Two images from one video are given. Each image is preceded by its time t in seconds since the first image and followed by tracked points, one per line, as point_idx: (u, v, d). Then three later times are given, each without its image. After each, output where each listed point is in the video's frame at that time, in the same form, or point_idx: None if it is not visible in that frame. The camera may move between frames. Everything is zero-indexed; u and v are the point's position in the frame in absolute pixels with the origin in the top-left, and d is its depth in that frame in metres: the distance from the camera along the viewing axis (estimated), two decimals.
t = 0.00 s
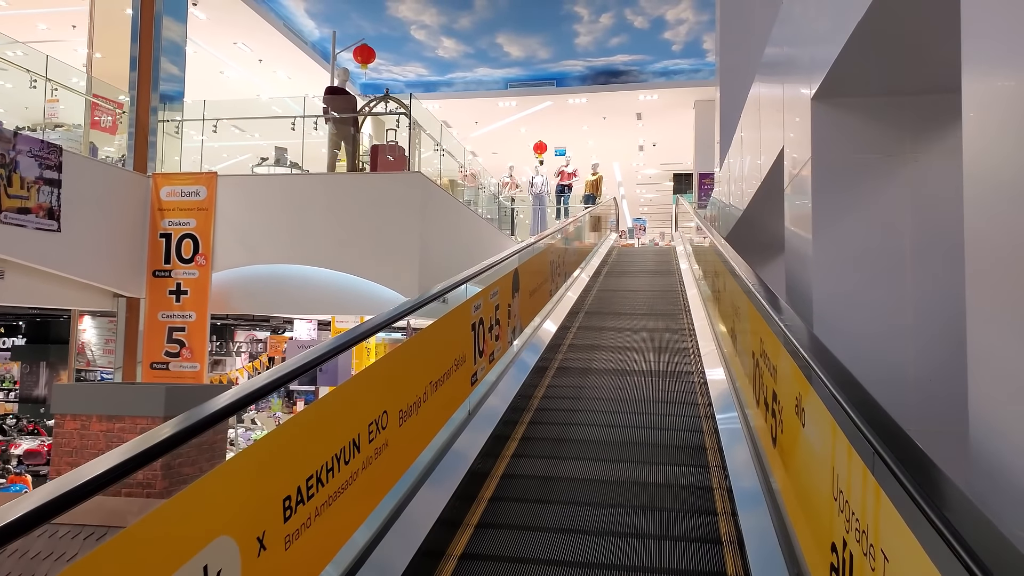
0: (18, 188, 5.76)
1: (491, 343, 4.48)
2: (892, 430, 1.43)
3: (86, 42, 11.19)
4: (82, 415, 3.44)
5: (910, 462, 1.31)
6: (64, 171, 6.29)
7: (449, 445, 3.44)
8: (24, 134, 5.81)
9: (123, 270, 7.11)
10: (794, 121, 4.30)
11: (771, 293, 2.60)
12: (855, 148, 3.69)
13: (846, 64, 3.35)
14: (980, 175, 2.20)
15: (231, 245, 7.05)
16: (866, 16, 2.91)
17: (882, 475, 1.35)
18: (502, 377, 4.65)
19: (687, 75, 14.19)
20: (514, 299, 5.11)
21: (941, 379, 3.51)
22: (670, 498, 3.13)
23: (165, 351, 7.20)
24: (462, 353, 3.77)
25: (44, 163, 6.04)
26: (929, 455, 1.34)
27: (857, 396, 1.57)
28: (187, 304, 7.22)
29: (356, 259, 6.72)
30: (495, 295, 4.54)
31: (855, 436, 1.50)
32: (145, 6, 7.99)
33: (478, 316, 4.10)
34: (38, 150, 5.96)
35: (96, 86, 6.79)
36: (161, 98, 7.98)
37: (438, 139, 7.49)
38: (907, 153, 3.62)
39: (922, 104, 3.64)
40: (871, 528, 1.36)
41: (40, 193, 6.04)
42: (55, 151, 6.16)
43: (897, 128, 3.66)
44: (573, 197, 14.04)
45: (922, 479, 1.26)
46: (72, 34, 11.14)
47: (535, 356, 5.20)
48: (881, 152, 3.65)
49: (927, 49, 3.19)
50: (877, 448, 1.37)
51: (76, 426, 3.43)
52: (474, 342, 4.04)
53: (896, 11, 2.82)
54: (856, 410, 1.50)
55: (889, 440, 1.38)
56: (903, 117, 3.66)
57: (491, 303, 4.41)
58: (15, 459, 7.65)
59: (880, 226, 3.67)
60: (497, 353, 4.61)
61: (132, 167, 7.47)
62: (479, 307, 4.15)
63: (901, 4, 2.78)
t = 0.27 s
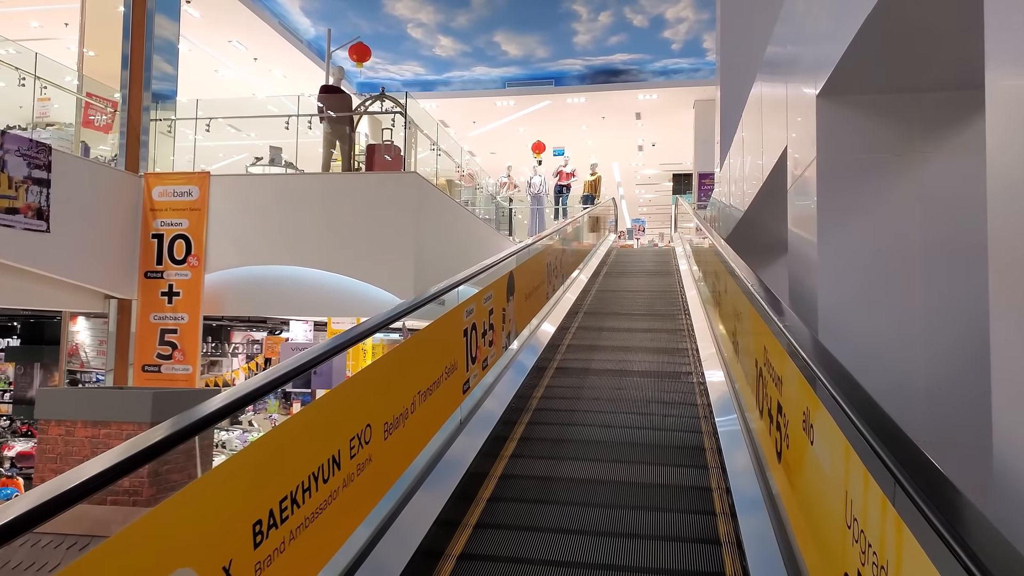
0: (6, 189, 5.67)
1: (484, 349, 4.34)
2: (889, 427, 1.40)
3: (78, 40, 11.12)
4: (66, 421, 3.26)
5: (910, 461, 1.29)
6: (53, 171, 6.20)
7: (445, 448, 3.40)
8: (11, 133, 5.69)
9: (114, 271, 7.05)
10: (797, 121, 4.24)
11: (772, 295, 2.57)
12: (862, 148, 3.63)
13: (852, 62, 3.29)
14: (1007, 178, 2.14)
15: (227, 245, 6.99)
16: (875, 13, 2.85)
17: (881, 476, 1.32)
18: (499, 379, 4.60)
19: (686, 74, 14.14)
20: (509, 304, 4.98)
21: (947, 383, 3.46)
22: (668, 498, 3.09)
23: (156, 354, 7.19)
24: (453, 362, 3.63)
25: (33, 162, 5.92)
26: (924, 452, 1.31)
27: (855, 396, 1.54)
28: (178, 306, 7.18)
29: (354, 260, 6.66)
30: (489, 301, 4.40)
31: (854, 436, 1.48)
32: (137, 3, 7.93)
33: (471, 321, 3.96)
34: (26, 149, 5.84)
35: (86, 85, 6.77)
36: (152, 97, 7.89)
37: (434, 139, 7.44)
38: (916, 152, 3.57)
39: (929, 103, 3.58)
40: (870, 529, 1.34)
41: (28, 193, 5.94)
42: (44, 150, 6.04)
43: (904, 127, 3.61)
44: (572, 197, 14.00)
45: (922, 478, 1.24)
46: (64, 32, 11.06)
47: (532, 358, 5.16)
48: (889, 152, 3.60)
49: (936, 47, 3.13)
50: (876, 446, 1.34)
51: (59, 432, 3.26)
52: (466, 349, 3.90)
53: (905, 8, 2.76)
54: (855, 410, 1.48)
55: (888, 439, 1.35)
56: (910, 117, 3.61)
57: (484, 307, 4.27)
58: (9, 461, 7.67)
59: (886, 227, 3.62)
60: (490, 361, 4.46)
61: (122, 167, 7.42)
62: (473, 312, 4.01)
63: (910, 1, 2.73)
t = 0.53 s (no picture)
0: None
1: (477, 356, 4.20)
2: (891, 431, 1.40)
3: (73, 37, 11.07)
4: (51, 425, 3.20)
5: (911, 464, 1.29)
6: (42, 169, 6.16)
7: (442, 450, 3.37)
8: None
9: (106, 272, 7.00)
10: (800, 120, 4.19)
11: (773, 298, 2.54)
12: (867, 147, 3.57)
13: (858, 61, 3.23)
14: None
15: (224, 244, 6.94)
16: (882, 10, 2.79)
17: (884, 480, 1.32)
18: (497, 380, 4.56)
19: (686, 73, 14.10)
20: (503, 307, 4.87)
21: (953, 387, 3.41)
22: (667, 498, 3.07)
23: (149, 355, 7.16)
24: (444, 370, 3.49)
25: (21, 161, 5.89)
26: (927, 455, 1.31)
27: (858, 401, 1.54)
28: (171, 306, 7.14)
29: (352, 260, 6.61)
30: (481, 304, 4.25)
31: (857, 440, 1.48)
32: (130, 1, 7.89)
33: (461, 326, 3.82)
34: (14, 147, 5.82)
35: (76, 83, 6.67)
36: (145, 93, 7.85)
37: (431, 138, 7.39)
38: (926, 153, 3.51)
39: (936, 103, 3.53)
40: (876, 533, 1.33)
41: (17, 192, 5.91)
42: (32, 148, 6.02)
43: (914, 127, 3.55)
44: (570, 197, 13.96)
45: (923, 482, 1.24)
46: (58, 29, 11.02)
47: (530, 360, 5.11)
48: (895, 152, 3.54)
49: (944, 45, 3.08)
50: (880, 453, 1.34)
51: (44, 437, 3.20)
52: (457, 356, 3.76)
53: (912, 6, 2.71)
54: (857, 415, 1.48)
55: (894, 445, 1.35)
56: (916, 116, 3.55)
57: (476, 311, 4.14)
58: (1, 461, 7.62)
59: (890, 228, 3.57)
60: (481, 369, 4.31)
61: (116, 166, 7.30)
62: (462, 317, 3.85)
63: None
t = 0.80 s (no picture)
0: None
1: (471, 361, 4.01)
2: (897, 436, 1.40)
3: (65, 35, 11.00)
4: (34, 432, 3.17)
5: (911, 460, 1.31)
6: (31, 168, 6.06)
7: (440, 452, 3.34)
8: None
9: (97, 273, 6.94)
10: (803, 118, 4.13)
11: (775, 298, 2.51)
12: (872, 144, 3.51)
13: (864, 57, 3.18)
14: None
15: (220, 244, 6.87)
16: (891, 3, 2.73)
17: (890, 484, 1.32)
18: (495, 381, 4.51)
19: (685, 72, 14.07)
20: (500, 310, 4.73)
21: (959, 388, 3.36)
22: (666, 497, 3.06)
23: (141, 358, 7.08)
24: (435, 378, 3.32)
25: (10, 161, 5.79)
26: (934, 459, 1.32)
27: (863, 403, 1.54)
28: (164, 309, 7.07)
29: (349, 261, 6.56)
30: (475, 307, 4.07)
31: (863, 444, 1.49)
32: None
33: (455, 332, 3.64)
34: (3, 147, 5.71)
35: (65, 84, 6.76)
36: (138, 94, 7.79)
37: (427, 137, 7.34)
38: (939, 150, 3.45)
39: (944, 100, 3.47)
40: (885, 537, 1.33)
41: (6, 192, 5.82)
42: (22, 147, 5.90)
43: (925, 125, 3.49)
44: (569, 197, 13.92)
45: (925, 479, 1.25)
46: (50, 27, 10.95)
47: (528, 361, 5.06)
48: (901, 150, 3.49)
49: (951, 40, 3.02)
50: (886, 458, 1.35)
51: (28, 443, 3.17)
52: (450, 363, 3.58)
53: None
54: (860, 417, 1.48)
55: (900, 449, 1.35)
56: (922, 113, 3.49)
57: (471, 313, 3.98)
58: None
59: (899, 228, 3.50)
60: (475, 377, 4.11)
61: (107, 166, 7.33)
62: (456, 322, 3.66)
63: None
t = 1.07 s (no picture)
0: None
1: (463, 366, 3.88)
2: (897, 431, 1.39)
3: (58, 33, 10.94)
4: (16, 440, 3.24)
5: (914, 457, 1.30)
6: (17, 167, 5.99)
7: (437, 453, 3.31)
8: None
9: (86, 275, 6.87)
10: (806, 112, 4.04)
11: (776, 297, 2.47)
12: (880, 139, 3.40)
13: (869, 50, 3.08)
14: None
15: (215, 244, 6.81)
16: None
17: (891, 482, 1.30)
18: (493, 381, 4.47)
19: (683, 68, 14.01)
20: (493, 313, 4.60)
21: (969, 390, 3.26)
22: (666, 494, 3.05)
23: (132, 361, 7.03)
24: (425, 385, 3.19)
25: None
26: (935, 457, 1.30)
27: (863, 400, 1.53)
28: (154, 310, 7.02)
29: (345, 259, 6.52)
30: (466, 310, 3.94)
31: (861, 438, 1.47)
32: None
33: (443, 337, 3.50)
34: None
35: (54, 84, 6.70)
36: (126, 91, 7.72)
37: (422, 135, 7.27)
38: (949, 146, 3.34)
39: (955, 93, 3.35)
40: (882, 533, 1.32)
41: None
42: (7, 146, 5.84)
43: (935, 120, 3.37)
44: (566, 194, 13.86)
45: (927, 477, 1.24)
46: (41, 25, 10.87)
47: (527, 360, 5.02)
48: (909, 144, 3.37)
49: (962, 32, 2.92)
50: (888, 456, 1.33)
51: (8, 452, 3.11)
52: (439, 370, 3.45)
53: None
54: (860, 414, 1.48)
55: (899, 446, 1.34)
56: (932, 107, 3.37)
57: (463, 317, 3.87)
58: None
59: (909, 227, 3.37)
60: (467, 382, 3.97)
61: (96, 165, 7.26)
62: (445, 327, 3.51)
63: None
